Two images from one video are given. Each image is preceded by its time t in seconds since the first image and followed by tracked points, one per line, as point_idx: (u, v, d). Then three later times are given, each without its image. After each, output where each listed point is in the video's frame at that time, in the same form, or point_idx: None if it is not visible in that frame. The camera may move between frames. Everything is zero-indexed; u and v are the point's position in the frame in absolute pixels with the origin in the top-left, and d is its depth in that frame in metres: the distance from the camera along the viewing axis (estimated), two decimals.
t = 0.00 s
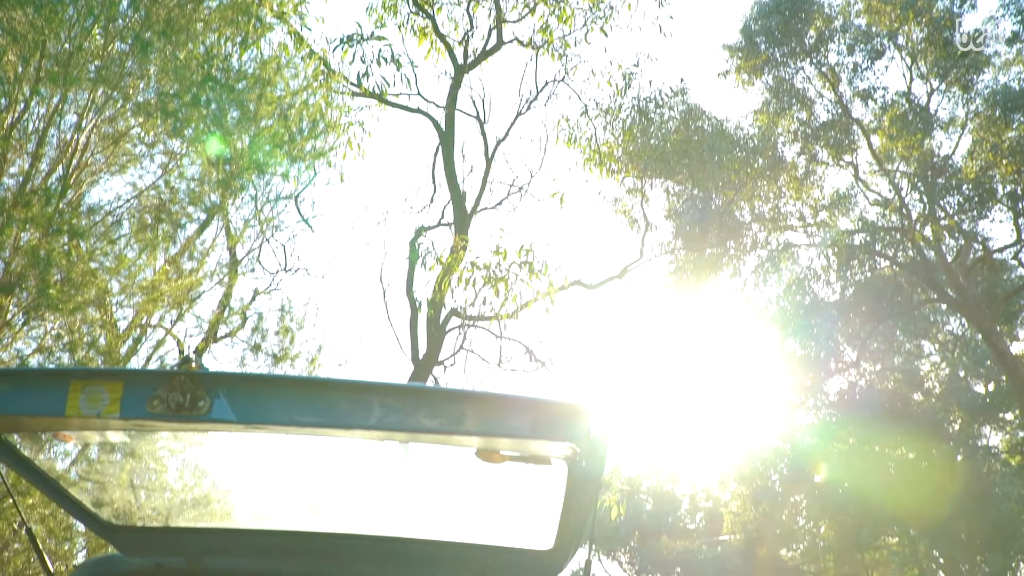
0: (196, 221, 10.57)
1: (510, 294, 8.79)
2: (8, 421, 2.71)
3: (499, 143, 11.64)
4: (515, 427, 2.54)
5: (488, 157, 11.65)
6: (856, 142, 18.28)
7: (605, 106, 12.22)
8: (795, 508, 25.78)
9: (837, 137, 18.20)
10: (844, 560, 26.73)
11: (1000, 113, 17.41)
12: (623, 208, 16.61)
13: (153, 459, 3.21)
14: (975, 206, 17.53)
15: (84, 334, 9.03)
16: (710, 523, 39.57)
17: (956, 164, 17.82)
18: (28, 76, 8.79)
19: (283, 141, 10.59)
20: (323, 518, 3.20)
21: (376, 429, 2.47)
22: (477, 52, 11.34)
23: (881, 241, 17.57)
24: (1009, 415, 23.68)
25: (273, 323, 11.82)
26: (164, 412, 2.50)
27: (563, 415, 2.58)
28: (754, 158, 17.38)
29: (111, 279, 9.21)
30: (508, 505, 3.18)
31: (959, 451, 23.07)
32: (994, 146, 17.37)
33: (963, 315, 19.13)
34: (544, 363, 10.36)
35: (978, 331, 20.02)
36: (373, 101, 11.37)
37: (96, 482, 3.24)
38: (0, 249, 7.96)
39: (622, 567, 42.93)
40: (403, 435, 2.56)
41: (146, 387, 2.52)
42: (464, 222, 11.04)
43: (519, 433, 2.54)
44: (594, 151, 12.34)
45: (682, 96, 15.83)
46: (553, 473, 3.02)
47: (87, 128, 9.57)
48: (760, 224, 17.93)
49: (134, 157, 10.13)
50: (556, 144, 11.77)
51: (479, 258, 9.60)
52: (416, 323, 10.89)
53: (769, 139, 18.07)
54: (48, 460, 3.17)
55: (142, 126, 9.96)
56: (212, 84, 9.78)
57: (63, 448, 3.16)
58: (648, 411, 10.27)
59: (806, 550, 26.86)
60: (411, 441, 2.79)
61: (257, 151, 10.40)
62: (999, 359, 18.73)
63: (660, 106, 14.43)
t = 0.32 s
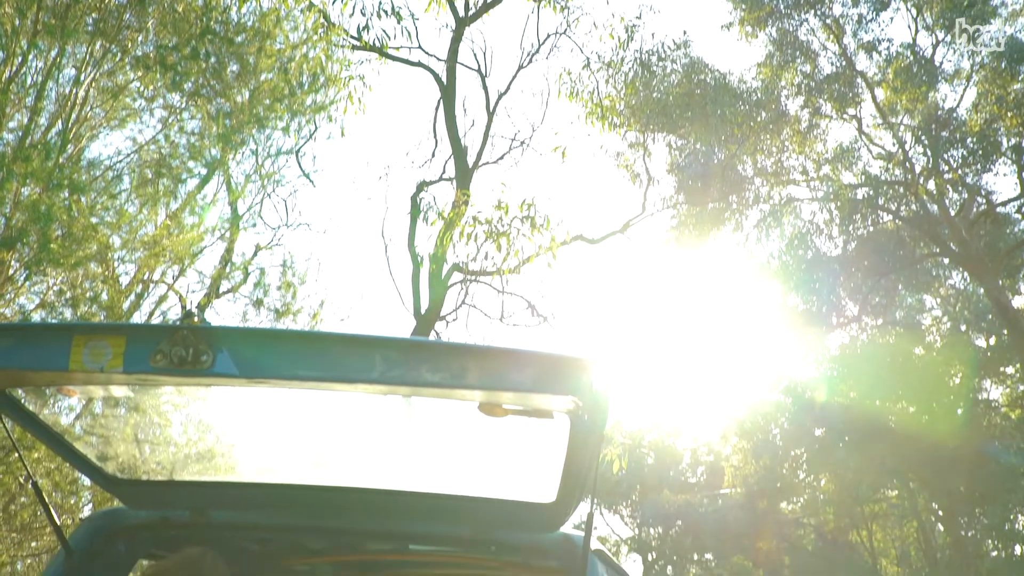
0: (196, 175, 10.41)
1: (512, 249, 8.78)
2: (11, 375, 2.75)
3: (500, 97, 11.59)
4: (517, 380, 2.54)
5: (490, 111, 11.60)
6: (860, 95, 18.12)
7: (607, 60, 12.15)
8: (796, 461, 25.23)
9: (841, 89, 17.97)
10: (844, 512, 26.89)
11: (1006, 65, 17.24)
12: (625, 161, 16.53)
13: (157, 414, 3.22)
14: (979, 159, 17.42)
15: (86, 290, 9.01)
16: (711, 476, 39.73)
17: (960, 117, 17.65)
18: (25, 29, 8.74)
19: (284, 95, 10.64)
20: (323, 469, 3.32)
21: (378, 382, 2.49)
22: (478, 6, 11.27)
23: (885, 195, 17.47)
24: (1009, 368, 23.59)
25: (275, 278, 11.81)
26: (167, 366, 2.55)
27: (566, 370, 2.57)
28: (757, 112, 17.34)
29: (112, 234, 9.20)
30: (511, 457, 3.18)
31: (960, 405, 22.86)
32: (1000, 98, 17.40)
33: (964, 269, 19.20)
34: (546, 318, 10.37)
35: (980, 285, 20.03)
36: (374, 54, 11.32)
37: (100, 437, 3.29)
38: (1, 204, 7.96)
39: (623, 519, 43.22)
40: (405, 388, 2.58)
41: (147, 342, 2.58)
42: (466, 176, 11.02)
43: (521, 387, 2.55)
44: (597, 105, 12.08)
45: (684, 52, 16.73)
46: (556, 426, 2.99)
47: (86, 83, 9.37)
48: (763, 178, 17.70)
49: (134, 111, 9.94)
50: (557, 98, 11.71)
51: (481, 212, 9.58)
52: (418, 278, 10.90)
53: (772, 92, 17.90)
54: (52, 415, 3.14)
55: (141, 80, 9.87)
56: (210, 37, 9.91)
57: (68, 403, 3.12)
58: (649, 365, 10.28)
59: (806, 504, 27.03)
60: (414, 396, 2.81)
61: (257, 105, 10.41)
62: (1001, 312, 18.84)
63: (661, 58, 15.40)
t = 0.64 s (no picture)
0: (197, 137, 10.43)
1: (515, 210, 8.75)
2: (14, 336, 2.77)
3: (502, 56, 11.50)
4: (519, 340, 2.55)
5: (492, 71, 11.52)
6: (865, 55, 17.99)
7: (610, 19, 12.06)
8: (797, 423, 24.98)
9: (845, 49, 17.90)
10: (845, 473, 26.89)
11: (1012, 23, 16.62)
12: (627, 122, 16.44)
13: (160, 375, 3.23)
14: (984, 119, 17.24)
15: (88, 252, 8.86)
16: (712, 438, 39.84)
17: (966, 76, 17.46)
18: None
19: (284, 55, 10.61)
20: (327, 430, 3.35)
21: (381, 342, 2.51)
22: None
23: (889, 155, 17.41)
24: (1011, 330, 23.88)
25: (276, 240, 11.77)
26: (169, 327, 2.57)
27: (569, 332, 2.58)
28: (761, 72, 17.40)
29: (114, 195, 9.15)
30: (514, 418, 3.19)
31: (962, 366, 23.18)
32: (1006, 58, 17.09)
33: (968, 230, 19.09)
34: (548, 280, 10.38)
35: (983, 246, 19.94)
36: (375, 14, 11.24)
37: (104, 398, 3.31)
38: (2, 165, 7.98)
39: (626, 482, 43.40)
40: (408, 350, 2.61)
41: (149, 304, 2.60)
42: (468, 137, 10.97)
43: (523, 347, 2.55)
44: (599, 63, 11.95)
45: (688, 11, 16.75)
46: (559, 386, 3.00)
47: (85, 43, 9.41)
48: (766, 139, 17.66)
49: (134, 71, 9.91)
50: (560, 58, 11.62)
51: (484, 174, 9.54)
52: (420, 239, 10.87)
53: (776, 51, 17.74)
54: (56, 376, 3.17)
55: (141, 40, 9.84)
56: None
57: (72, 364, 3.14)
58: (651, 326, 10.28)
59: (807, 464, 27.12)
60: (417, 358, 2.81)
61: (257, 65, 10.42)
62: (1004, 273, 18.91)
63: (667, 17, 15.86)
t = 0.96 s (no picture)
0: (200, 100, 10.38)
1: (518, 173, 8.73)
2: (20, 301, 2.80)
3: (506, 19, 11.39)
4: (524, 304, 2.57)
5: (496, 33, 11.41)
6: (872, 16, 17.99)
7: None
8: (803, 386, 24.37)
9: (852, 11, 17.86)
10: (848, 436, 26.78)
11: None
12: (631, 85, 16.36)
13: (165, 339, 3.23)
14: (992, 81, 17.08)
15: (93, 217, 8.81)
16: (717, 402, 40.03)
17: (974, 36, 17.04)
18: None
19: (286, 18, 10.55)
20: (334, 393, 3.38)
21: (387, 306, 2.54)
22: None
23: (894, 118, 17.36)
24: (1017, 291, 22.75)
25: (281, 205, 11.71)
26: (175, 291, 2.61)
27: (573, 295, 2.60)
28: (767, 33, 17.05)
29: (117, 159, 9.14)
30: (519, 381, 3.20)
31: (966, 329, 22.83)
32: (1015, 17, 16.35)
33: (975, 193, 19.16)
34: (553, 244, 10.37)
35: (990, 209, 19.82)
36: None
37: (109, 362, 3.34)
38: (5, 128, 7.97)
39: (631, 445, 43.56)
40: (413, 313, 2.63)
41: (155, 268, 2.63)
42: (472, 100, 10.92)
43: (529, 311, 2.57)
44: (605, 25, 11.83)
45: None
46: (562, 351, 3.01)
47: (86, 6, 9.31)
48: (772, 101, 17.83)
49: (136, 35, 9.86)
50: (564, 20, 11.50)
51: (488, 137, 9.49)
52: (425, 203, 10.85)
53: (783, 12, 17.23)
54: (63, 341, 3.20)
55: (142, 3, 9.78)
56: None
57: (77, 329, 3.16)
58: (656, 290, 10.25)
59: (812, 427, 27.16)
60: (422, 322, 2.83)
61: (260, 28, 10.44)
62: (1009, 235, 19.08)
63: None
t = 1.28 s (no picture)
0: (207, 65, 10.35)
1: (526, 138, 8.70)
2: (28, 267, 2.82)
3: None
4: (535, 269, 2.59)
5: None
6: None
7: None
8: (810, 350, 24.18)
9: None
10: (856, 401, 26.46)
11: None
12: (639, 49, 16.19)
13: (174, 304, 3.24)
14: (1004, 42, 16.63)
15: (100, 182, 8.76)
16: (724, 366, 40.18)
17: None
18: None
19: None
20: (342, 358, 3.41)
21: (394, 270, 2.56)
22: None
23: (904, 81, 17.29)
24: None
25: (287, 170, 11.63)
26: (184, 257, 2.62)
27: (583, 259, 2.61)
28: None
29: (123, 125, 9.13)
30: (528, 347, 3.23)
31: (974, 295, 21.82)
32: None
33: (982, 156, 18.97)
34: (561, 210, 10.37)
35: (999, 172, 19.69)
36: None
37: (118, 328, 3.40)
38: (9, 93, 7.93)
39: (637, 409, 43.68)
40: (421, 277, 2.65)
41: (163, 233, 2.64)
42: (478, 65, 10.86)
43: (539, 275, 2.59)
44: None
45: None
46: (571, 316, 3.03)
47: None
48: (780, 66, 17.51)
49: None
50: None
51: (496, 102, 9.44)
52: (432, 168, 10.84)
53: None
54: (72, 306, 3.24)
55: None
56: None
57: (86, 295, 3.20)
58: (662, 252, 10.22)
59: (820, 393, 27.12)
60: (430, 287, 2.83)
61: None
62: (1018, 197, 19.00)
63: None
